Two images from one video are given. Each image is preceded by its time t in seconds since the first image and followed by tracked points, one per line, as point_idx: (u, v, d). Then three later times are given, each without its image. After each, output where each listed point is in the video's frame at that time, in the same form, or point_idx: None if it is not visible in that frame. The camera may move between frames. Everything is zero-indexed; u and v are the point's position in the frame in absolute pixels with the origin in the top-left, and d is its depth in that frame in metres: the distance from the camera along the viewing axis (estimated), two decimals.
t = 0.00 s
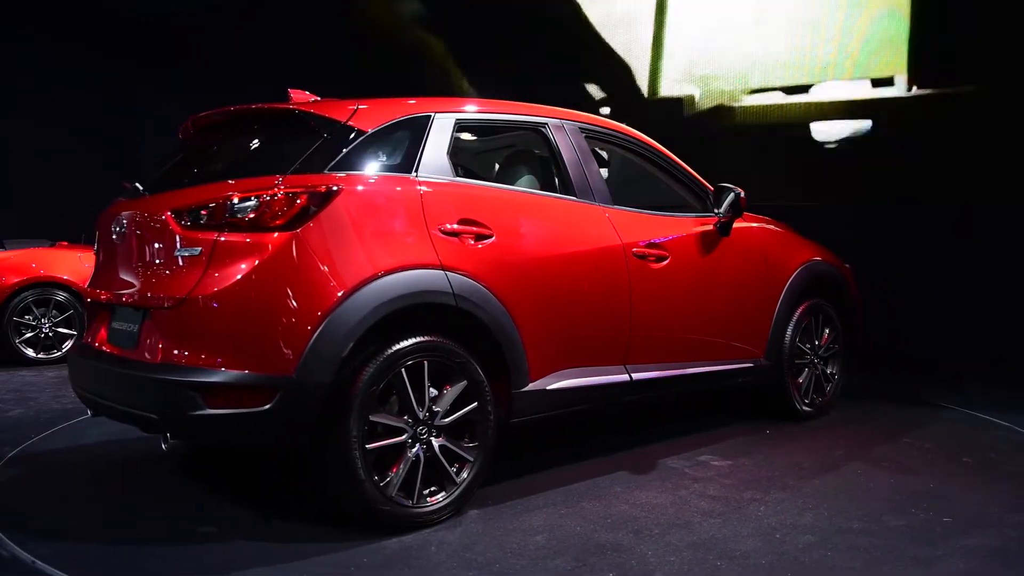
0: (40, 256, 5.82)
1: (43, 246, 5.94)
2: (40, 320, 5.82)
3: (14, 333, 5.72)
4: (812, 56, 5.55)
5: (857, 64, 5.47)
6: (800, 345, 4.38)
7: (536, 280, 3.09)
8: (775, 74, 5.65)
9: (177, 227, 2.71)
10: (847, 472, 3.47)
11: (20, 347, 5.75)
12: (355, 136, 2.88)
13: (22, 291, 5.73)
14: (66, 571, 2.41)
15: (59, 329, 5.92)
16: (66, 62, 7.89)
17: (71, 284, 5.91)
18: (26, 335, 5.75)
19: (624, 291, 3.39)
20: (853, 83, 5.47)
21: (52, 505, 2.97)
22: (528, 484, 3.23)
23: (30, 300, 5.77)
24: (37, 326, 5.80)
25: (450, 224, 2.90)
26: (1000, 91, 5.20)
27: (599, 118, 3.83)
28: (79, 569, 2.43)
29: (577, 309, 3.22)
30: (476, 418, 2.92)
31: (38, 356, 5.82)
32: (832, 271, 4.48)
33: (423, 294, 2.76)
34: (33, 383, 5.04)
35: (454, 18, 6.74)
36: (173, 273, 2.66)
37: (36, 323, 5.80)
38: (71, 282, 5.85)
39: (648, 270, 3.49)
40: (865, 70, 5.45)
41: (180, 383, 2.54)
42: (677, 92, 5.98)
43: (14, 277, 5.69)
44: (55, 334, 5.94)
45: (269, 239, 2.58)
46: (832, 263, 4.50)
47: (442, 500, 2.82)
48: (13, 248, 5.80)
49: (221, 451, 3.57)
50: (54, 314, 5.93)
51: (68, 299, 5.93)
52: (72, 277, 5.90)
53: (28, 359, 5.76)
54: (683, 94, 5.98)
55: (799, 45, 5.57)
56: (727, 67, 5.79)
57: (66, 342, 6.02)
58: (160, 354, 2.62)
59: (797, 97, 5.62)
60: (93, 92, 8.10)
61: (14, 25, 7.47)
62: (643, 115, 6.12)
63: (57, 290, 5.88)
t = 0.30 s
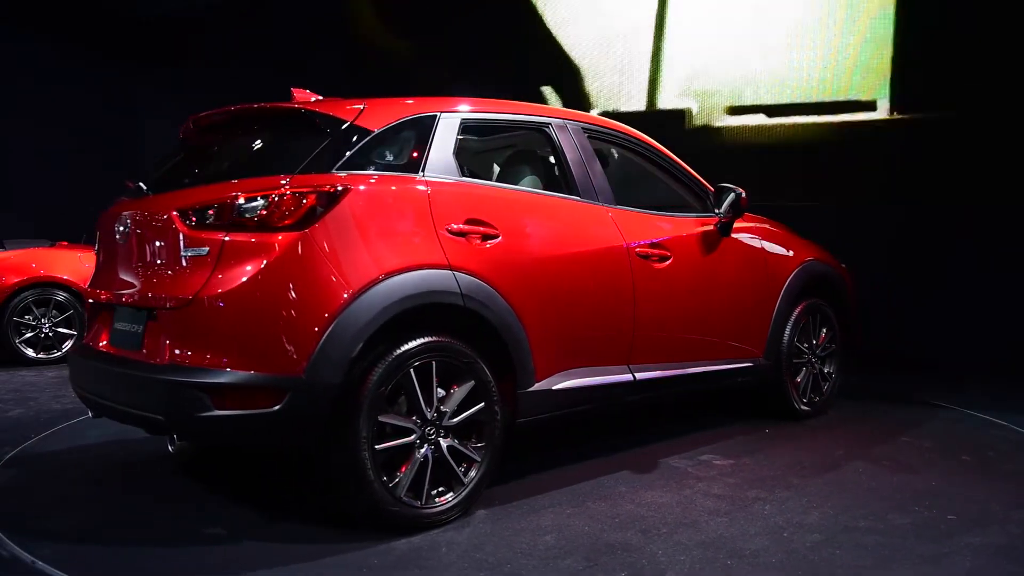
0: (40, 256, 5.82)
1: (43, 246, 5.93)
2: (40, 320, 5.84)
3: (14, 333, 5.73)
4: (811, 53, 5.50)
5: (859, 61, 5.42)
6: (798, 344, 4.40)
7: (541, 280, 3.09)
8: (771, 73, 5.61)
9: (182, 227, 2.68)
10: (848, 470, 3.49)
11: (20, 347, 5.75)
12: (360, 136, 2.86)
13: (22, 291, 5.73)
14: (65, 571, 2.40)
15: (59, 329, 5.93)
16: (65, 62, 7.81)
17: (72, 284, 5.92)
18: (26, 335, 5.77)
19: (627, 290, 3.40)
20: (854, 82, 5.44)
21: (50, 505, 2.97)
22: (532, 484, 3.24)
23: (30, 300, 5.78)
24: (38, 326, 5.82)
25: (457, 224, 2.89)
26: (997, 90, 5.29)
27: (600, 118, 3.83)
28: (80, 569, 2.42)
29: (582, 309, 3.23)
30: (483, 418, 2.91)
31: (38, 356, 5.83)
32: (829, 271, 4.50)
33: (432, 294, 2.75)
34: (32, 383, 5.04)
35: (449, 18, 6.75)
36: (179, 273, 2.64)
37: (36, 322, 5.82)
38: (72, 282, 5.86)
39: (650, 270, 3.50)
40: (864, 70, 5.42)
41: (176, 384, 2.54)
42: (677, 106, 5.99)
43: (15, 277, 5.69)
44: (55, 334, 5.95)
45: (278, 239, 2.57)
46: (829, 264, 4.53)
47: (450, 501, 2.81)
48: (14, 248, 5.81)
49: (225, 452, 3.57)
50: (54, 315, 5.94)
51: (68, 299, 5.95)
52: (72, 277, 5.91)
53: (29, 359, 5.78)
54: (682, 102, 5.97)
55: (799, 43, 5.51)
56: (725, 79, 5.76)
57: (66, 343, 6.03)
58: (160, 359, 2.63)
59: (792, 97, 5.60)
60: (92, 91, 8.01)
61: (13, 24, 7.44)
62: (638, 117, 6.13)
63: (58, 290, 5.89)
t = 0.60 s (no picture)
0: (40, 256, 5.94)
1: (43, 246, 6.06)
2: (40, 320, 5.95)
3: (14, 333, 5.84)
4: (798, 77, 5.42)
5: (848, 84, 5.33)
6: (796, 344, 4.42)
7: (548, 280, 3.10)
8: (757, 103, 5.58)
9: (191, 227, 2.67)
10: (851, 469, 3.51)
11: (20, 347, 5.88)
12: (368, 136, 2.85)
13: (22, 291, 5.85)
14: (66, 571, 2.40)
15: (60, 329, 6.05)
16: (67, 61, 8.45)
17: (71, 284, 6.03)
18: (26, 335, 5.88)
19: (631, 291, 3.41)
20: (843, 107, 5.37)
21: (51, 506, 2.97)
22: (538, 484, 3.24)
23: (30, 300, 5.89)
24: (37, 326, 5.93)
25: (465, 224, 2.89)
26: (995, 93, 5.20)
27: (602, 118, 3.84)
28: (81, 569, 2.42)
29: (587, 309, 3.23)
30: (491, 418, 2.91)
31: (38, 356, 5.97)
32: (827, 270, 4.53)
33: (440, 294, 2.75)
34: (31, 384, 5.07)
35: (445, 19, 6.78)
36: (188, 273, 2.62)
37: (36, 322, 5.93)
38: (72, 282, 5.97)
39: (653, 269, 3.51)
40: (854, 93, 5.34)
41: (178, 384, 2.53)
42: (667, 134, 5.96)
43: (15, 277, 5.81)
44: (55, 334, 6.06)
45: (288, 239, 2.55)
46: (826, 263, 4.55)
47: (458, 501, 2.81)
48: (14, 248, 5.93)
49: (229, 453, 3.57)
50: (54, 314, 6.06)
51: (68, 299, 6.06)
52: (71, 277, 6.02)
53: (29, 358, 5.91)
54: (671, 129, 5.94)
55: (786, 67, 5.46)
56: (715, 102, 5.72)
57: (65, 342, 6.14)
58: (162, 360, 2.61)
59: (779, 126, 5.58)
60: (92, 91, 8.72)
61: (14, 24, 7.97)
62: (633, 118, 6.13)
63: (57, 290, 6.01)
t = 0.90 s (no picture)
0: (40, 256, 6.01)
1: (43, 246, 6.13)
2: (40, 320, 6.02)
3: (14, 333, 5.91)
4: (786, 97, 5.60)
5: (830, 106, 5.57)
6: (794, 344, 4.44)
7: (554, 280, 3.10)
8: (737, 114, 5.72)
9: (198, 227, 2.65)
10: (852, 467, 3.53)
11: (20, 347, 5.94)
12: (376, 136, 2.84)
13: (22, 291, 5.91)
14: (66, 571, 2.39)
15: (60, 329, 6.12)
16: (68, 61, 8.42)
17: (71, 284, 6.12)
18: (26, 335, 5.95)
19: (635, 291, 3.42)
20: (825, 127, 5.60)
21: (52, 505, 2.95)
22: (543, 483, 3.24)
23: (30, 300, 5.96)
24: (38, 326, 6.01)
25: (473, 223, 2.89)
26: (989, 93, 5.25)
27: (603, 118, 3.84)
28: (81, 569, 2.41)
29: (592, 309, 3.24)
30: (498, 419, 2.91)
31: (38, 356, 6.04)
32: (824, 269, 4.56)
33: (450, 294, 2.74)
34: (30, 383, 5.06)
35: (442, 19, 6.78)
36: (196, 274, 2.60)
37: (36, 322, 6.01)
38: (72, 282, 6.07)
39: (656, 269, 3.52)
40: (837, 113, 5.57)
41: (186, 386, 2.51)
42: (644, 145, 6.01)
43: (15, 277, 5.88)
44: (55, 334, 6.14)
45: (298, 239, 2.54)
46: (823, 262, 4.59)
47: (466, 502, 2.80)
48: (13, 248, 5.99)
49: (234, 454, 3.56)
50: (54, 314, 6.13)
51: (68, 299, 6.14)
52: (71, 276, 6.11)
53: (29, 358, 5.97)
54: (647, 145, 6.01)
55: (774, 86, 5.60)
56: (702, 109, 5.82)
57: (66, 342, 6.22)
58: (163, 361, 2.61)
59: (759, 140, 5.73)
60: (92, 91, 8.64)
61: (14, 24, 7.97)
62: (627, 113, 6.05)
63: (57, 290, 6.08)
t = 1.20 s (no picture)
0: (40, 256, 6.03)
1: (43, 246, 6.14)
2: (40, 320, 6.04)
3: (14, 333, 5.92)
4: (759, 64, 5.74)
5: (806, 71, 5.67)
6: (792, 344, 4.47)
7: (560, 280, 3.10)
8: (719, 83, 5.87)
9: (206, 227, 2.62)
10: (852, 466, 3.56)
11: (20, 347, 5.95)
12: (383, 136, 2.83)
13: (22, 291, 5.94)
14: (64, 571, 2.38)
15: (60, 329, 6.15)
16: (67, 61, 8.33)
17: (71, 284, 6.13)
18: (26, 335, 5.97)
19: (639, 291, 3.43)
20: (800, 92, 5.70)
21: (62, 505, 2.94)
22: (548, 483, 3.25)
23: (30, 299, 5.98)
24: (37, 326, 6.02)
25: (480, 224, 2.89)
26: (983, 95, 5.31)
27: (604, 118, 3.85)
28: (80, 569, 2.40)
29: (597, 309, 3.24)
30: (506, 419, 2.91)
31: (38, 356, 6.04)
32: (821, 269, 4.59)
33: (458, 294, 2.74)
34: (29, 383, 5.05)
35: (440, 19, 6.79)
36: (204, 274, 2.58)
37: (36, 322, 6.02)
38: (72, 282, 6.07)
39: (659, 270, 3.53)
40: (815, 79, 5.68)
41: (195, 387, 2.49)
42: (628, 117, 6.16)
43: (15, 277, 5.90)
44: (55, 334, 6.16)
45: (307, 239, 2.52)
46: (821, 262, 4.61)
47: (475, 502, 2.80)
48: (14, 248, 6.01)
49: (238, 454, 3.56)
50: (54, 314, 6.15)
51: (68, 299, 6.15)
52: (71, 277, 6.12)
53: (29, 358, 5.98)
54: (633, 113, 6.15)
55: (754, 62, 5.74)
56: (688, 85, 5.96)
57: (66, 343, 6.24)
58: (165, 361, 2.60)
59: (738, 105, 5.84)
60: (93, 91, 8.57)
61: (14, 24, 7.89)
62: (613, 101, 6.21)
63: (58, 290, 6.10)
